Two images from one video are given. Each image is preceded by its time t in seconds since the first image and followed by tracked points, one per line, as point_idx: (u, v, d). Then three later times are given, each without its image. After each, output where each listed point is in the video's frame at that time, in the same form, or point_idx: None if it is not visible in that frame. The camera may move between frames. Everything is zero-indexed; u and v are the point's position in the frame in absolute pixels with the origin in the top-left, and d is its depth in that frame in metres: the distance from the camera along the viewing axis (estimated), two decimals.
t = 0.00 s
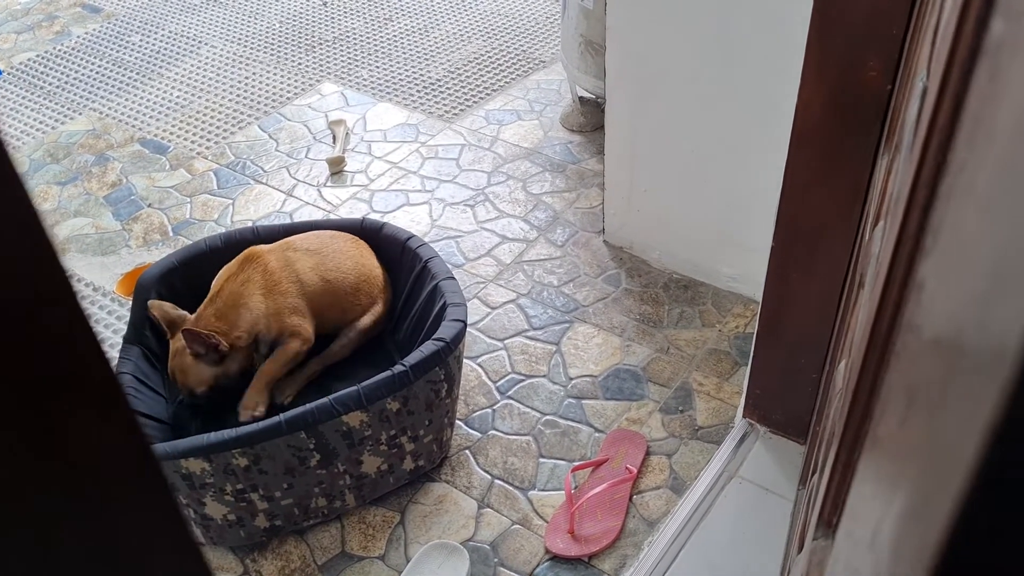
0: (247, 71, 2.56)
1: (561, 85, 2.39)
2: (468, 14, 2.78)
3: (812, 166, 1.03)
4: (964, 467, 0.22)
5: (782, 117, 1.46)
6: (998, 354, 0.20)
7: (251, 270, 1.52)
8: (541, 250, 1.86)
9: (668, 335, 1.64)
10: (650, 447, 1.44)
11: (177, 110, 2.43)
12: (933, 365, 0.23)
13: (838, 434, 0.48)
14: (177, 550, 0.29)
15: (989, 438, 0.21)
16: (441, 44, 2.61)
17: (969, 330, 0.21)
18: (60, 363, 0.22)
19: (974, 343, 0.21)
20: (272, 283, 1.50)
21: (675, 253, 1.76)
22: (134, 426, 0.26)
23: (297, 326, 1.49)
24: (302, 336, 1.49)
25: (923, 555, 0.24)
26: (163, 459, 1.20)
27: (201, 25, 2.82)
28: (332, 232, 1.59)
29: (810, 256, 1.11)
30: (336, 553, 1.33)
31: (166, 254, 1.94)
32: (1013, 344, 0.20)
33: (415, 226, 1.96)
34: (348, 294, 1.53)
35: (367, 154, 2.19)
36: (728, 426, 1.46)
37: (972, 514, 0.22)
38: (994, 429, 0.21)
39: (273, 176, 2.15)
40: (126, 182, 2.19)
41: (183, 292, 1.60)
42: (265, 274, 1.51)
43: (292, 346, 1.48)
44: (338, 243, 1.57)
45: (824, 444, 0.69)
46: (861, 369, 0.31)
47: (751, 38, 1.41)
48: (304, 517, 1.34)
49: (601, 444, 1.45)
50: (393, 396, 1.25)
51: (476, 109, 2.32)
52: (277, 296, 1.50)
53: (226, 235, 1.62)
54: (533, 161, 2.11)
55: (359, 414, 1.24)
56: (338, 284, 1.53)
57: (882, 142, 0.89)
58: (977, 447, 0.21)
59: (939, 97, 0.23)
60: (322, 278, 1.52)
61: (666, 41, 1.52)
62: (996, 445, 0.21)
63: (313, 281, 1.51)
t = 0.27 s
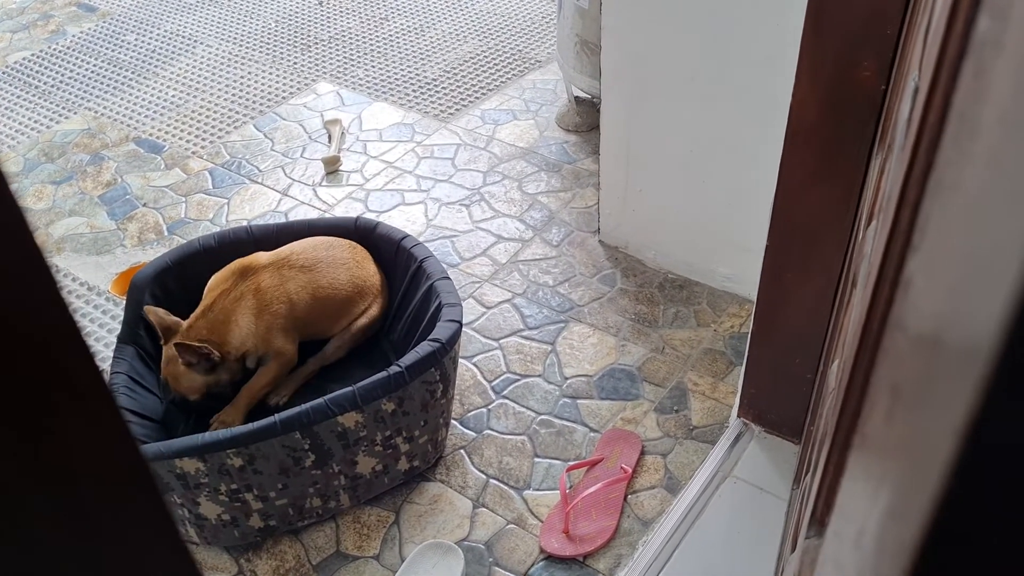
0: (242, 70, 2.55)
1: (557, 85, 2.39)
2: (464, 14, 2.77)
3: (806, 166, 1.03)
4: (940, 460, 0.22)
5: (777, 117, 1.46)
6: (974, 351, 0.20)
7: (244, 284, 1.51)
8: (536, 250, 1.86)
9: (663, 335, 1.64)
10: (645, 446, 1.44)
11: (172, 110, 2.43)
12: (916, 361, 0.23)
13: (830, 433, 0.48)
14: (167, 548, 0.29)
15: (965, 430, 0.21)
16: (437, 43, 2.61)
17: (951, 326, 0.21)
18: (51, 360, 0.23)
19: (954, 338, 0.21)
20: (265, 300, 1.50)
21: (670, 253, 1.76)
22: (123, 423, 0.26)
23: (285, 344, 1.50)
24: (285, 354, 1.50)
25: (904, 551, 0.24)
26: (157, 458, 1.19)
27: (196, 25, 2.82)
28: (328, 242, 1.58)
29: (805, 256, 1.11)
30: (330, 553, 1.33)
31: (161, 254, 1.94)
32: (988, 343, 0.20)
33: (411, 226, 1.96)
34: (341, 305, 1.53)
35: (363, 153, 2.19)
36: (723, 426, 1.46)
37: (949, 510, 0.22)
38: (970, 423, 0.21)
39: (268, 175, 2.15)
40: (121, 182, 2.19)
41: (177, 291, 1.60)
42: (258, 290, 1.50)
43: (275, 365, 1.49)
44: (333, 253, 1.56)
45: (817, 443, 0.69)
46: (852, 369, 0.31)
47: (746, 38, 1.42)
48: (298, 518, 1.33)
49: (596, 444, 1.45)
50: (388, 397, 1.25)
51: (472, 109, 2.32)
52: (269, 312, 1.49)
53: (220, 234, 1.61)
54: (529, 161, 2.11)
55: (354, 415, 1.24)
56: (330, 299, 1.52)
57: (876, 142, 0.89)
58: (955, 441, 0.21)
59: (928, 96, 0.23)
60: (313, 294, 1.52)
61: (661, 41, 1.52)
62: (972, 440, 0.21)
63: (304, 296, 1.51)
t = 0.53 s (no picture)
0: (239, 70, 2.55)
1: (554, 85, 2.39)
2: (461, 14, 2.77)
3: (802, 167, 1.04)
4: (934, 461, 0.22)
5: (774, 118, 1.46)
6: (966, 351, 0.21)
7: (244, 288, 1.52)
8: (533, 250, 1.86)
9: (659, 335, 1.64)
10: (641, 446, 1.44)
11: (168, 109, 2.42)
12: (909, 362, 0.23)
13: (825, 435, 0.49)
14: (163, 548, 0.29)
15: (957, 429, 0.21)
16: (434, 43, 2.61)
17: (943, 326, 0.21)
18: (49, 361, 0.23)
19: (946, 339, 0.21)
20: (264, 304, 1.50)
21: (666, 253, 1.76)
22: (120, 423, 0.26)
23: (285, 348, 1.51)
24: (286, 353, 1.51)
25: (896, 550, 0.24)
26: (154, 459, 1.19)
27: (193, 24, 2.81)
28: (324, 244, 1.58)
29: (801, 256, 1.11)
30: (327, 553, 1.33)
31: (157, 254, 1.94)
32: (980, 342, 0.20)
33: (407, 226, 1.96)
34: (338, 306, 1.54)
35: (359, 154, 2.19)
36: (719, 426, 1.47)
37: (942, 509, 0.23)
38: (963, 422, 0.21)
39: (265, 175, 2.15)
40: (117, 182, 2.19)
41: (173, 291, 1.60)
42: (257, 294, 1.51)
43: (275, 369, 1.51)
44: (330, 256, 1.56)
45: (813, 443, 0.69)
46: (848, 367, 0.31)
47: (742, 39, 1.42)
48: (295, 518, 1.33)
49: (593, 444, 1.45)
50: (385, 397, 1.25)
51: (469, 109, 2.32)
52: (269, 316, 1.50)
53: (216, 234, 1.61)
54: (526, 161, 2.12)
55: (351, 415, 1.24)
56: (328, 301, 1.53)
57: (872, 143, 0.89)
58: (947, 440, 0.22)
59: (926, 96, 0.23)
60: (311, 295, 1.52)
61: (658, 40, 1.52)
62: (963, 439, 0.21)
63: (303, 298, 1.52)
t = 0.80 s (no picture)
0: (236, 70, 2.55)
1: (551, 85, 2.39)
2: (458, 14, 2.77)
3: (799, 167, 1.04)
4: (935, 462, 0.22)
5: (772, 119, 1.46)
6: (965, 351, 0.20)
7: (242, 283, 1.51)
8: (530, 250, 1.86)
9: (656, 336, 1.64)
10: (638, 447, 1.44)
11: (165, 110, 2.42)
12: (907, 363, 0.23)
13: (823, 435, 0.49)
14: (161, 548, 0.29)
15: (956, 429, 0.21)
16: (431, 44, 2.61)
17: (941, 328, 0.21)
18: (44, 360, 0.22)
19: (943, 340, 0.21)
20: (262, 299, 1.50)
21: (663, 254, 1.77)
22: (118, 423, 0.26)
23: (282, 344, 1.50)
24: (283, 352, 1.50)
25: (895, 552, 0.24)
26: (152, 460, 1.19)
27: (190, 25, 2.81)
28: (321, 244, 1.58)
29: (798, 257, 1.12)
30: (324, 554, 1.33)
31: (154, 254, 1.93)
32: (981, 341, 0.20)
33: (405, 226, 1.96)
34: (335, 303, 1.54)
35: (356, 154, 2.19)
36: (716, 426, 1.47)
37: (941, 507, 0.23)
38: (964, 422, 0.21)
39: (262, 176, 2.15)
40: (114, 182, 2.18)
41: (169, 292, 1.60)
42: (255, 289, 1.50)
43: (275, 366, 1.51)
44: (328, 256, 1.56)
45: (810, 442, 0.69)
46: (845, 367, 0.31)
47: (738, 40, 1.42)
48: (292, 518, 1.33)
49: (590, 445, 1.45)
50: (382, 398, 1.25)
51: (466, 109, 2.32)
52: (268, 312, 1.49)
53: (212, 235, 1.61)
54: (523, 162, 2.12)
55: (348, 416, 1.24)
56: (326, 300, 1.53)
57: (869, 143, 0.89)
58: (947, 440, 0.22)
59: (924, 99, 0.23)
60: (309, 295, 1.52)
61: (655, 41, 1.52)
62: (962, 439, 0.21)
63: (301, 298, 1.52)
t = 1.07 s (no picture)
0: (235, 70, 2.55)
1: (550, 86, 2.39)
2: (457, 14, 2.77)
3: (798, 167, 1.04)
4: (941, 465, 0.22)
5: (772, 119, 1.46)
6: (974, 352, 0.20)
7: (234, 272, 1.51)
8: (529, 251, 1.86)
9: (656, 336, 1.64)
10: (638, 447, 1.44)
11: (164, 110, 2.42)
12: (911, 365, 0.23)
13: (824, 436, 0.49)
14: (162, 548, 0.29)
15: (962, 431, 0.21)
16: (431, 44, 2.61)
17: (944, 329, 0.21)
18: (41, 361, 0.22)
19: (949, 342, 0.21)
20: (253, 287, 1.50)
21: (663, 254, 1.77)
22: (118, 422, 0.26)
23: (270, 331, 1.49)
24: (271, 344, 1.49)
25: (899, 554, 0.24)
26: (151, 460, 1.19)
27: (189, 25, 2.81)
28: (316, 241, 1.58)
29: (797, 258, 1.12)
30: (323, 554, 1.33)
31: (153, 254, 1.93)
32: (990, 344, 0.20)
33: (404, 227, 1.96)
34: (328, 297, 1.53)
35: (356, 154, 2.19)
36: (715, 427, 1.47)
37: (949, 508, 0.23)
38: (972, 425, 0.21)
39: (261, 176, 2.15)
40: (113, 182, 2.18)
41: (168, 292, 1.60)
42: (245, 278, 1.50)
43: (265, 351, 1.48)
44: (322, 252, 1.56)
45: (811, 442, 0.69)
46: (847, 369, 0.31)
47: (737, 40, 1.42)
48: (292, 519, 1.33)
49: (589, 445, 1.45)
50: (382, 398, 1.25)
51: (466, 110, 2.32)
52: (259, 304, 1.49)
53: (212, 234, 1.61)
54: (522, 162, 2.12)
55: (347, 416, 1.24)
56: (320, 297, 1.53)
57: (869, 144, 0.89)
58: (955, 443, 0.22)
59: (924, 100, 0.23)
60: (303, 291, 1.52)
61: (655, 42, 1.52)
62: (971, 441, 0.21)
63: (294, 293, 1.51)
